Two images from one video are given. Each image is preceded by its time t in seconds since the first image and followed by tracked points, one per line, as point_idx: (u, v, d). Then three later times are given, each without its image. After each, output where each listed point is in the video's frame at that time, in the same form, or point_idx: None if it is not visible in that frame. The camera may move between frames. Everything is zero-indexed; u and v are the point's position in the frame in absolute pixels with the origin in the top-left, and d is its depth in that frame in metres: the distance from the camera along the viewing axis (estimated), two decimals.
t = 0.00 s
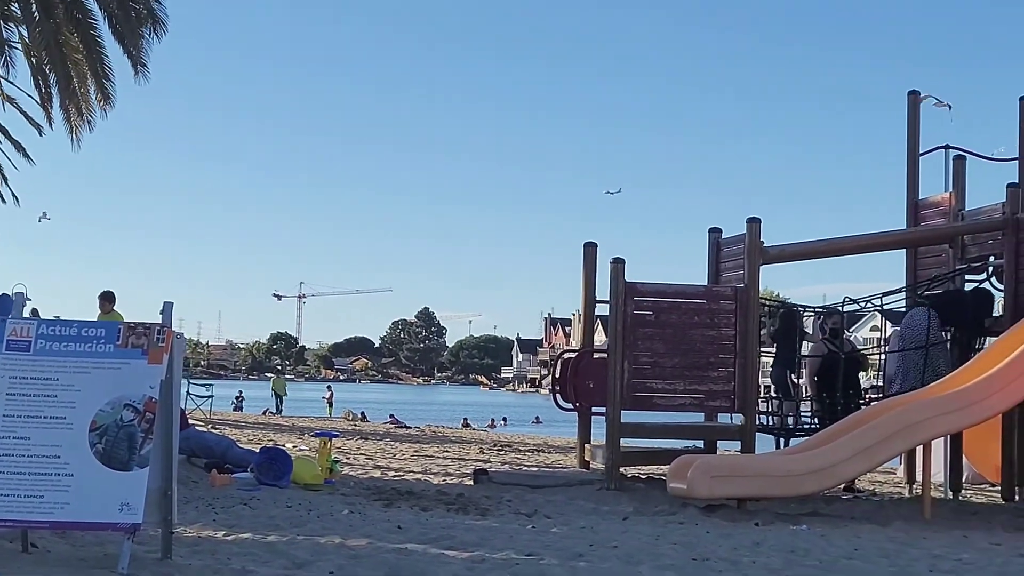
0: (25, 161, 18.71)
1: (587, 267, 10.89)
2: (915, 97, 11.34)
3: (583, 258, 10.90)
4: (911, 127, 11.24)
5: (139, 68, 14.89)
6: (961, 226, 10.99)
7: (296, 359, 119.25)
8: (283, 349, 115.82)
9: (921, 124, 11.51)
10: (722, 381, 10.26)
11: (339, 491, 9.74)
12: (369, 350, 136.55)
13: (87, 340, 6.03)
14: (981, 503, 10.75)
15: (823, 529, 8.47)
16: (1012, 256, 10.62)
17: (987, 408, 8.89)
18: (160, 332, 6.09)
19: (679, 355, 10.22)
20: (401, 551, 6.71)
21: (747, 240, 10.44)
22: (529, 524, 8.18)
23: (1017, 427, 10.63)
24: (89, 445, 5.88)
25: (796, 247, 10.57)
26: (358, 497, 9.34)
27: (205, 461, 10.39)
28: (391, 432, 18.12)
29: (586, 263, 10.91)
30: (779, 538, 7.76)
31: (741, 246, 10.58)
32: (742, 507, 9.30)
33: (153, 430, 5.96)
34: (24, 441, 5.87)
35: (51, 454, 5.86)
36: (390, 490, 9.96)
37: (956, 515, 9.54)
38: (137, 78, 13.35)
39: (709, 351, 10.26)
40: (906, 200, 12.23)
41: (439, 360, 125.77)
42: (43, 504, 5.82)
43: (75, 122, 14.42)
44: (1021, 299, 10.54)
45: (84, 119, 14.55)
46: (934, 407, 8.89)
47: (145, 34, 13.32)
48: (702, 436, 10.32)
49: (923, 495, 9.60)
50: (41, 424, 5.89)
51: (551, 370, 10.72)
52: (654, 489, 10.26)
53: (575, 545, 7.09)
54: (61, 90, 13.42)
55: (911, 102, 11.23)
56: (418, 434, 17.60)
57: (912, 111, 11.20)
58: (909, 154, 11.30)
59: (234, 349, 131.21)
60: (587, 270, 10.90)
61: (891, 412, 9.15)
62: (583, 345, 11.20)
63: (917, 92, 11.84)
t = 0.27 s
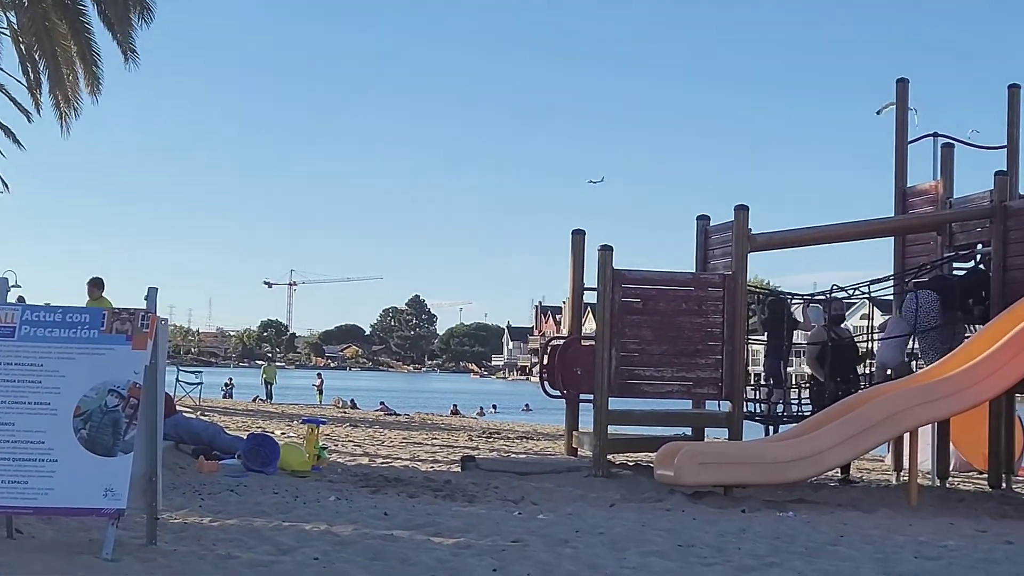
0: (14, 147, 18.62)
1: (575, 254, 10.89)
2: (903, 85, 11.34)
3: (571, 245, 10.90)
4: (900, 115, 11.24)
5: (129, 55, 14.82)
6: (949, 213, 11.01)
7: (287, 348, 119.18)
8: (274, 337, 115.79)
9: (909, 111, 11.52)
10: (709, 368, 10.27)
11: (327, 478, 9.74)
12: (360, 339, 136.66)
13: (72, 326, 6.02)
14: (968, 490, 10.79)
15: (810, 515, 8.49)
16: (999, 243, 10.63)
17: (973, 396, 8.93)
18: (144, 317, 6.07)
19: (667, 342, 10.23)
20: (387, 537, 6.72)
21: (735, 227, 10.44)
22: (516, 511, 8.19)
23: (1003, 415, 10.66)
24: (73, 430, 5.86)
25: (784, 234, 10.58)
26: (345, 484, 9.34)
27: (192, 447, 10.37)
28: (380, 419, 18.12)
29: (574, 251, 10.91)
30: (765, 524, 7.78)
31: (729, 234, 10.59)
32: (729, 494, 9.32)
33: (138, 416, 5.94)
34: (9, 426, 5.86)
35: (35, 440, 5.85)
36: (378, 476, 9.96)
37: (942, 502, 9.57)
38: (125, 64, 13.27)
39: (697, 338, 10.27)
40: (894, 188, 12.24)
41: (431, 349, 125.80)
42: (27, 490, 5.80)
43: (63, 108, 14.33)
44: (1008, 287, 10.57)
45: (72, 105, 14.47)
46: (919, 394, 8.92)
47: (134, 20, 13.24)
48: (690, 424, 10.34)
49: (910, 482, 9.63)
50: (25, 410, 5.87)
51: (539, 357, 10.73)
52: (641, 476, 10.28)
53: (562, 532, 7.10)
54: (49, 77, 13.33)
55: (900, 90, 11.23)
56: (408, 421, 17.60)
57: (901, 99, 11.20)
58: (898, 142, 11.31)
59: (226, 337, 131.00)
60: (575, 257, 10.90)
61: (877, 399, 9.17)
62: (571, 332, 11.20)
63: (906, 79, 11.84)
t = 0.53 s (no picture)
0: (12, 137, 18.58)
1: (573, 245, 10.89)
2: (902, 76, 11.32)
3: (569, 236, 10.89)
4: (898, 106, 11.22)
5: (127, 45, 14.75)
6: (947, 204, 11.01)
7: (285, 338, 119.17)
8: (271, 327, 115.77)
9: (907, 102, 11.50)
10: (707, 359, 10.28)
11: (325, 468, 9.75)
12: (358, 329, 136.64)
13: (71, 316, 6.00)
14: (965, 481, 10.81)
15: (808, 506, 8.51)
16: (997, 234, 10.64)
17: (970, 388, 8.94)
18: (143, 308, 6.06)
19: (665, 333, 10.23)
20: (385, 528, 6.72)
21: (733, 218, 10.44)
22: (514, 502, 8.20)
23: (1000, 406, 10.68)
24: (71, 421, 5.86)
25: (782, 226, 10.57)
26: (343, 475, 9.35)
27: (191, 438, 10.37)
28: (377, 410, 18.12)
29: (572, 241, 10.90)
30: (763, 515, 7.79)
31: (727, 225, 10.59)
32: (726, 485, 9.33)
33: (136, 407, 5.93)
34: (7, 417, 5.84)
35: (34, 430, 5.84)
36: (376, 467, 9.97)
37: (940, 493, 9.59)
38: (123, 54, 13.21)
39: (695, 329, 10.26)
40: (892, 179, 12.23)
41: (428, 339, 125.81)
42: (26, 480, 5.80)
43: (62, 99, 14.28)
44: (1006, 278, 10.58)
45: (71, 95, 14.41)
46: (917, 386, 8.93)
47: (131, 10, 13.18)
48: (688, 414, 10.34)
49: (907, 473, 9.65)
50: (23, 401, 5.87)
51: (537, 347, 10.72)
52: (639, 467, 10.29)
53: (560, 523, 7.11)
54: (47, 67, 13.28)
55: (898, 81, 11.22)
56: (406, 411, 17.61)
57: (899, 90, 11.19)
58: (896, 133, 11.30)
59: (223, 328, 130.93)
60: (573, 248, 10.89)
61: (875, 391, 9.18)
62: (569, 323, 11.20)
63: (905, 70, 11.82)
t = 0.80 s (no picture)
0: (13, 132, 18.54)
1: (577, 242, 10.86)
2: (906, 72, 11.29)
3: (572, 234, 10.86)
4: (902, 102, 11.18)
5: (129, 40, 14.71)
6: (952, 201, 10.98)
7: (285, 330, 119.18)
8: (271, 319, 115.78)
9: (911, 98, 11.46)
10: (711, 356, 10.25)
11: (329, 467, 9.74)
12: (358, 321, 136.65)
13: (75, 319, 5.96)
14: (970, 478, 10.80)
15: (813, 505, 8.50)
16: (1002, 231, 10.61)
17: (975, 387, 8.93)
18: (148, 311, 6.03)
19: (669, 330, 10.20)
20: (391, 530, 6.70)
21: (737, 216, 10.41)
22: (518, 501, 8.19)
23: (1005, 404, 10.67)
24: (76, 424, 5.84)
25: (786, 222, 10.54)
26: (347, 473, 9.34)
27: (194, 436, 10.36)
28: (379, 404, 18.12)
29: (576, 238, 10.87)
30: (768, 515, 7.78)
31: (731, 222, 10.56)
32: (731, 483, 9.32)
33: (141, 410, 5.92)
34: (12, 420, 5.82)
35: (39, 434, 5.82)
36: (379, 465, 9.96)
37: (944, 491, 9.58)
38: (125, 50, 13.17)
39: (698, 326, 10.24)
40: (896, 175, 12.20)
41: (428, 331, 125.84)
42: (31, 484, 5.78)
43: (64, 93, 14.24)
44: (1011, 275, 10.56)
45: (73, 90, 14.37)
46: (924, 383, 8.92)
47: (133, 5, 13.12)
48: (692, 412, 10.33)
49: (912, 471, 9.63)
50: (28, 404, 5.84)
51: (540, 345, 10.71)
52: (643, 465, 10.28)
53: (565, 524, 7.10)
54: (49, 62, 13.24)
55: (903, 77, 11.17)
56: (408, 407, 17.61)
57: (903, 86, 11.15)
58: (900, 130, 11.26)
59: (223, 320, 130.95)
60: (577, 245, 10.86)
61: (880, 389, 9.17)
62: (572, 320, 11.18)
63: (909, 66, 11.78)
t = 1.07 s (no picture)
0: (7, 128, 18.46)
1: (573, 240, 10.83)
2: (903, 70, 11.26)
3: (569, 232, 10.82)
4: (899, 99, 11.14)
5: (123, 36, 14.63)
6: (948, 199, 10.96)
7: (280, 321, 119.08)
8: (266, 310, 115.66)
9: (908, 95, 11.43)
10: (708, 356, 10.23)
11: (325, 468, 9.72)
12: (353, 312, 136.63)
13: (70, 326, 5.91)
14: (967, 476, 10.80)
15: (810, 506, 8.49)
16: (999, 229, 10.59)
17: (973, 385, 8.91)
18: (144, 319, 5.99)
19: (665, 329, 10.18)
20: (388, 536, 6.68)
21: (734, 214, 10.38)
22: (515, 504, 8.17)
23: (1003, 402, 10.67)
24: (72, 433, 5.80)
25: (782, 221, 10.51)
26: (343, 475, 9.32)
27: (189, 437, 10.33)
28: (375, 400, 18.11)
29: (572, 237, 10.84)
30: (766, 517, 7.77)
31: (728, 220, 10.53)
32: (728, 483, 9.31)
33: (137, 418, 5.88)
34: (7, 429, 5.78)
35: (34, 443, 5.78)
36: (376, 466, 9.95)
37: (941, 491, 9.58)
38: (120, 46, 13.09)
39: (695, 325, 10.21)
40: (893, 172, 12.17)
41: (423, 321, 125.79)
42: (27, 494, 5.74)
43: (58, 90, 14.16)
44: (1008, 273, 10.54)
45: (67, 86, 14.30)
46: (922, 382, 8.90)
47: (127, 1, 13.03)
48: (689, 411, 10.32)
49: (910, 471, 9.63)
50: (23, 413, 5.80)
51: (536, 343, 10.70)
52: (640, 465, 10.27)
53: (562, 528, 7.08)
54: (42, 59, 13.16)
55: (900, 75, 11.14)
56: (404, 402, 17.60)
57: (900, 83, 11.11)
58: (897, 127, 11.23)
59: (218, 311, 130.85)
60: (573, 243, 10.83)
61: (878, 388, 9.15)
62: (569, 318, 11.15)
63: (905, 62, 11.74)
